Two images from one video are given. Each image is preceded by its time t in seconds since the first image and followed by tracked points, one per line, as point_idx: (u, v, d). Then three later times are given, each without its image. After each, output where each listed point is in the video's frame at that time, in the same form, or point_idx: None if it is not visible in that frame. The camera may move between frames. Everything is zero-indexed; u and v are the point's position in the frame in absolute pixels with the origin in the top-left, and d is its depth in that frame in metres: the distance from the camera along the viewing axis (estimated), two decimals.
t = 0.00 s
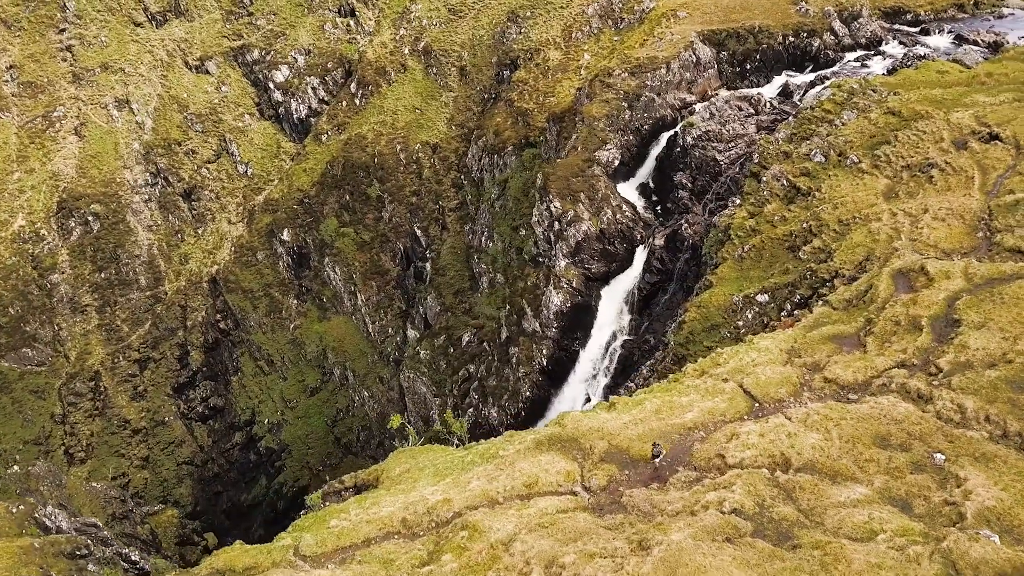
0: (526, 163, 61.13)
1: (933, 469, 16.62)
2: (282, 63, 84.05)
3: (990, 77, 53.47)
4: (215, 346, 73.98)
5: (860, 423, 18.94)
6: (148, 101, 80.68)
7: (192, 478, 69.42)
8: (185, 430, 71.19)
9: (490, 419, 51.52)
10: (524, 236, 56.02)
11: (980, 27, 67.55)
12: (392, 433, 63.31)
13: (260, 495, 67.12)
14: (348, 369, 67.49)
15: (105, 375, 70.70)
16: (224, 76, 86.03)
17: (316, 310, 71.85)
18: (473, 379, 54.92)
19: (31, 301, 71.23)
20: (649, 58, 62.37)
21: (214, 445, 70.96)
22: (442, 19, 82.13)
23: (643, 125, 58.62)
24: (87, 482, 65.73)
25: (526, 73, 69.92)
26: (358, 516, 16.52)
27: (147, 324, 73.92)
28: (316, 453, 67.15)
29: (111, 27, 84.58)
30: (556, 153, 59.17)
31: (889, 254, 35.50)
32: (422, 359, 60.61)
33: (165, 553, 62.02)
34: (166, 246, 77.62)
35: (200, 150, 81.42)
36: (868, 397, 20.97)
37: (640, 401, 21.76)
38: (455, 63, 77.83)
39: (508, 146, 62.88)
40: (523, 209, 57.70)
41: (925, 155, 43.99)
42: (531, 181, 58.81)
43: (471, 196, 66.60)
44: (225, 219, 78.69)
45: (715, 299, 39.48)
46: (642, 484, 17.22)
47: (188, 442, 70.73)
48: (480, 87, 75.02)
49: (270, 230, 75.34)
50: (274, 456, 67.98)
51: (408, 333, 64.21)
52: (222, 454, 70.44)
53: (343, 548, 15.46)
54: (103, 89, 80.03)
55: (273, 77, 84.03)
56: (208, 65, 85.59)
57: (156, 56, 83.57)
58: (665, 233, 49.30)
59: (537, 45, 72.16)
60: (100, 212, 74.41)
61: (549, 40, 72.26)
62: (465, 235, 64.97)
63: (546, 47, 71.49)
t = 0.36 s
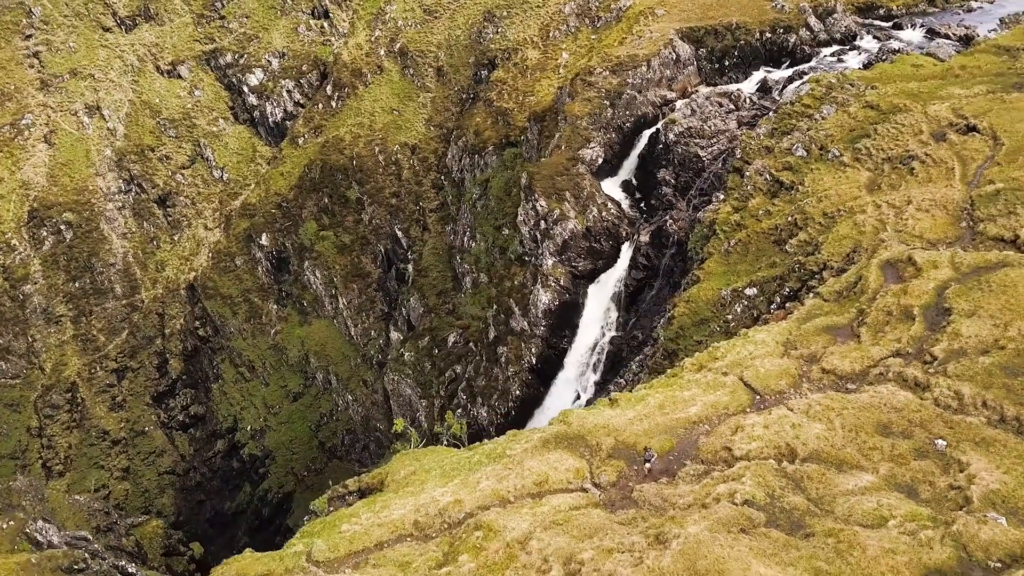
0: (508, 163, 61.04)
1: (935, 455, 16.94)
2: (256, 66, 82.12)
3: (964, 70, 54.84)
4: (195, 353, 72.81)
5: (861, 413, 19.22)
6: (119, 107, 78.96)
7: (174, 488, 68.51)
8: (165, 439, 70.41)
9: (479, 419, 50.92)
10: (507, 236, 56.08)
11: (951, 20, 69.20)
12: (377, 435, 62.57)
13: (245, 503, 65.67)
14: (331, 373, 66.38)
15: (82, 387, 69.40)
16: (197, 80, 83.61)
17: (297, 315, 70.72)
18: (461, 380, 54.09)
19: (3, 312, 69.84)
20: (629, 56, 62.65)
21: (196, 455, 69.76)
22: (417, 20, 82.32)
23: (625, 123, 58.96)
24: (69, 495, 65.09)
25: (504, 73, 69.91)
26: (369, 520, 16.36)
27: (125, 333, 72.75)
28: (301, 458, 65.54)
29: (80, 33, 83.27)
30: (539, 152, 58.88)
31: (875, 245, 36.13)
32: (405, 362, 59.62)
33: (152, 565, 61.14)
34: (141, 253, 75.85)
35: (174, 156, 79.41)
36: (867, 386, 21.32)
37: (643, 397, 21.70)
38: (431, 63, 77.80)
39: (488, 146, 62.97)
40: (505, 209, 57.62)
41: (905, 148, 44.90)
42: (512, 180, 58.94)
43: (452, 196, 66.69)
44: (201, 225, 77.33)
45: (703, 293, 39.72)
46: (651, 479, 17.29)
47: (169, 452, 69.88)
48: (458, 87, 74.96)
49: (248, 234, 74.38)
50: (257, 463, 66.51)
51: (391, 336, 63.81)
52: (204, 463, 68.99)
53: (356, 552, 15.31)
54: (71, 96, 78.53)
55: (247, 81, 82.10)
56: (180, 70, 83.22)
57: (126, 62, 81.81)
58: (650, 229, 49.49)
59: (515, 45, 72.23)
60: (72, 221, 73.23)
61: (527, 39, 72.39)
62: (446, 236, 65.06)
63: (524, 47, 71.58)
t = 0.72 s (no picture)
0: (489, 162, 61.17)
1: (936, 441, 17.28)
2: (229, 70, 81.35)
3: (938, 63, 56.41)
4: (173, 361, 72.06)
5: (861, 401, 19.50)
6: (89, 114, 76.78)
7: (156, 497, 67.25)
8: (145, 449, 69.04)
9: (469, 418, 50.56)
10: (490, 236, 56.15)
11: (922, 14, 70.72)
12: (362, 438, 62.40)
13: (228, 511, 65.20)
14: (314, 378, 65.85)
15: (58, 399, 68.08)
16: (169, 85, 82.17)
17: (277, 320, 70.29)
18: (448, 381, 53.68)
19: None
20: (609, 54, 62.61)
21: (177, 464, 68.91)
22: (393, 22, 81.77)
23: (607, 121, 59.18)
24: (51, 510, 63.60)
25: (482, 73, 69.95)
26: (380, 522, 16.22)
27: (102, 343, 71.24)
28: (284, 463, 64.76)
29: (47, 39, 80.99)
30: (523, 151, 58.82)
31: (862, 237, 36.68)
32: (390, 364, 59.23)
33: None
34: (117, 262, 74.25)
35: (148, 162, 78.03)
36: (864, 375, 21.68)
37: (645, 392, 21.67)
38: (408, 64, 77.70)
39: (468, 146, 63.22)
40: (487, 208, 57.56)
41: (885, 140, 45.76)
42: (494, 180, 58.97)
43: (433, 197, 66.64)
44: (177, 231, 76.31)
45: (692, 288, 39.96)
46: (660, 473, 17.34)
47: (149, 462, 68.55)
48: (436, 88, 74.74)
49: (226, 240, 73.58)
50: (241, 470, 66.26)
51: (374, 338, 63.32)
52: (186, 472, 68.29)
53: (369, 557, 15.23)
54: (40, 103, 76.45)
55: (221, 85, 81.31)
56: (152, 75, 81.58)
57: (96, 68, 79.64)
58: (635, 226, 49.79)
59: (492, 44, 72.28)
60: (44, 230, 71.26)
61: (504, 39, 72.46)
62: (428, 237, 64.93)
63: (501, 46, 71.65)
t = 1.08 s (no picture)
0: (472, 162, 61.12)
1: (937, 429, 17.60)
2: (206, 74, 79.49)
3: (915, 58, 57.51)
4: (155, 369, 70.89)
5: (861, 391, 19.77)
6: (63, 120, 75.49)
7: (140, 508, 65.44)
8: (128, 459, 67.36)
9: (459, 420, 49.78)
10: (475, 236, 56.26)
11: (896, 10, 72.04)
12: (349, 441, 61.41)
13: (214, 519, 63.70)
14: (298, 383, 64.97)
15: (38, 411, 66.71)
16: (144, 90, 80.58)
17: (260, 325, 69.38)
18: (437, 382, 53.30)
19: None
20: (592, 53, 62.88)
21: (161, 473, 67.43)
22: (370, 23, 81.49)
23: (591, 119, 59.32)
24: (39, 523, 62.74)
25: (462, 73, 69.94)
26: (391, 525, 16.12)
27: (81, 352, 70.04)
28: (272, 470, 63.79)
29: (17, 45, 79.00)
30: (508, 152, 58.63)
31: (851, 230, 37.15)
32: (376, 367, 58.85)
33: None
34: (94, 270, 73.30)
35: (124, 169, 76.67)
36: (862, 366, 21.99)
37: (648, 388, 21.64)
38: (387, 66, 77.24)
39: (451, 146, 63.14)
40: (472, 209, 57.70)
41: (868, 134, 46.50)
42: (478, 180, 58.94)
43: (416, 198, 66.36)
44: (156, 238, 75.38)
45: (681, 284, 40.17)
46: (668, 468, 17.41)
47: (133, 472, 66.72)
48: (416, 89, 74.63)
49: (206, 246, 73.01)
50: (227, 478, 64.72)
51: (359, 342, 62.93)
52: (170, 481, 66.66)
53: (382, 559, 15.16)
54: (10, 111, 74.73)
55: (197, 89, 79.87)
56: (127, 81, 80.00)
57: (68, 74, 77.77)
58: (623, 224, 50.20)
59: (473, 45, 72.20)
60: (19, 240, 70.13)
61: (484, 39, 72.43)
62: (411, 239, 64.65)
63: (482, 46, 71.59)
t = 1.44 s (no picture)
0: (453, 163, 61.15)
1: (937, 415, 17.97)
2: (179, 79, 77.23)
3: (890, 52, 58.70)
4: (135, 379, 69.43)
5: (861, 380, 20.07)
6: (32, 129, 72.17)
7: (123, 520, 64.61)
8: (110, 471, 66.41)
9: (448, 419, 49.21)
10: (458, 236, 56.22)
11: (868, 5, 73.46)
12: (335, 446, 60.79)
13: (199, 528, 62.74)
14: (282, 388, 64.41)
15: (13, 425, 65.31)
16: (116, 96, 77.44)
17: (242, 331, 68.85)
18: (424, 384, 52.95)
19: None
20: (573, 52, 63.06)
21: (144, 484, 66.49)
22: (345, 26, 81.55)
23: (573, 118, 59.20)
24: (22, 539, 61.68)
25: (441, 73, 70.00)
26: (403, 528, 16.01)
27: (57, 364, 68.85)
28: (256, 476, 62.90)
29: None
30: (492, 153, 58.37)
31: (838, 222, 37.72)
32: (360, 371, 58.38)
33: None
34: (69, 280, 71.31)
35: (97, 177, 73.83)
36: (859, 356, 22.35)
37: (650, 384, 21.69)
38: (363, 68, 77.27)
39: (432, 147, 62.96)
40: (454, 209, 57.74)
41: (849, 128, 47.32)
42: (460, 181, 59.19)
43: (396, 200, 66.01)
44: (132, 246, 73.29)
45: (670, 279, 40.42)
46: (676, 462, 17.50)
47: (115, 483, 65.87)
48: (394, 91, 74.71)
49: (184, 253, 71.78)
50: (211, 486, 64.04)
51: (343, 345, 62.51)
52: (153, 492, 65.87)
53: (396, 562, 15.06)
54: None
55: (170, 95, 77.41)
56: (97, 88, 76.78)
57: (36, 81, 74.37)
58: (607, 221, 50.25)
59: (450, 45, 72.32)
60: None
61: (462, 39, 72.82)
62: (393, 240, 64.31)
63: (459, 47, 72.01)
